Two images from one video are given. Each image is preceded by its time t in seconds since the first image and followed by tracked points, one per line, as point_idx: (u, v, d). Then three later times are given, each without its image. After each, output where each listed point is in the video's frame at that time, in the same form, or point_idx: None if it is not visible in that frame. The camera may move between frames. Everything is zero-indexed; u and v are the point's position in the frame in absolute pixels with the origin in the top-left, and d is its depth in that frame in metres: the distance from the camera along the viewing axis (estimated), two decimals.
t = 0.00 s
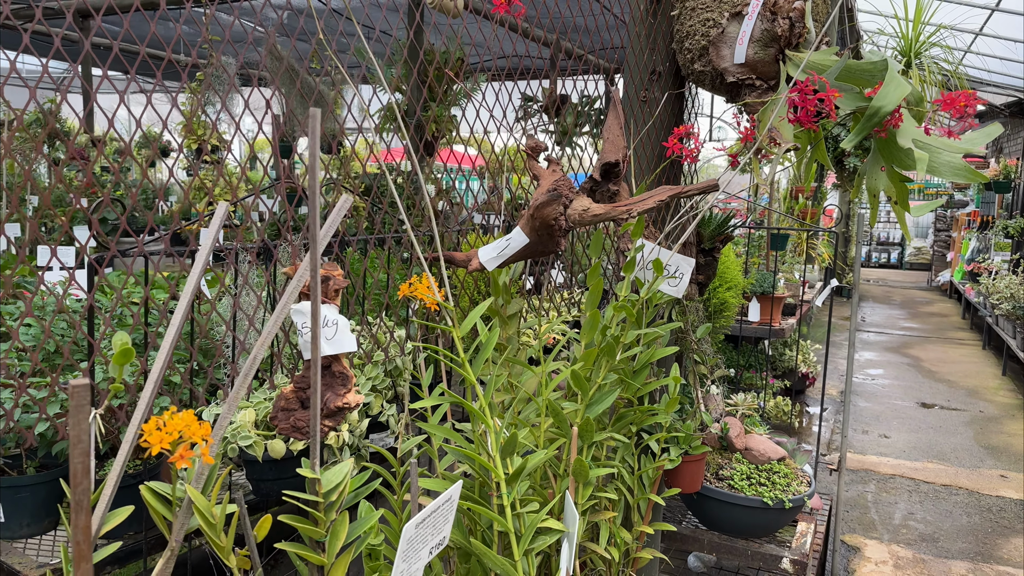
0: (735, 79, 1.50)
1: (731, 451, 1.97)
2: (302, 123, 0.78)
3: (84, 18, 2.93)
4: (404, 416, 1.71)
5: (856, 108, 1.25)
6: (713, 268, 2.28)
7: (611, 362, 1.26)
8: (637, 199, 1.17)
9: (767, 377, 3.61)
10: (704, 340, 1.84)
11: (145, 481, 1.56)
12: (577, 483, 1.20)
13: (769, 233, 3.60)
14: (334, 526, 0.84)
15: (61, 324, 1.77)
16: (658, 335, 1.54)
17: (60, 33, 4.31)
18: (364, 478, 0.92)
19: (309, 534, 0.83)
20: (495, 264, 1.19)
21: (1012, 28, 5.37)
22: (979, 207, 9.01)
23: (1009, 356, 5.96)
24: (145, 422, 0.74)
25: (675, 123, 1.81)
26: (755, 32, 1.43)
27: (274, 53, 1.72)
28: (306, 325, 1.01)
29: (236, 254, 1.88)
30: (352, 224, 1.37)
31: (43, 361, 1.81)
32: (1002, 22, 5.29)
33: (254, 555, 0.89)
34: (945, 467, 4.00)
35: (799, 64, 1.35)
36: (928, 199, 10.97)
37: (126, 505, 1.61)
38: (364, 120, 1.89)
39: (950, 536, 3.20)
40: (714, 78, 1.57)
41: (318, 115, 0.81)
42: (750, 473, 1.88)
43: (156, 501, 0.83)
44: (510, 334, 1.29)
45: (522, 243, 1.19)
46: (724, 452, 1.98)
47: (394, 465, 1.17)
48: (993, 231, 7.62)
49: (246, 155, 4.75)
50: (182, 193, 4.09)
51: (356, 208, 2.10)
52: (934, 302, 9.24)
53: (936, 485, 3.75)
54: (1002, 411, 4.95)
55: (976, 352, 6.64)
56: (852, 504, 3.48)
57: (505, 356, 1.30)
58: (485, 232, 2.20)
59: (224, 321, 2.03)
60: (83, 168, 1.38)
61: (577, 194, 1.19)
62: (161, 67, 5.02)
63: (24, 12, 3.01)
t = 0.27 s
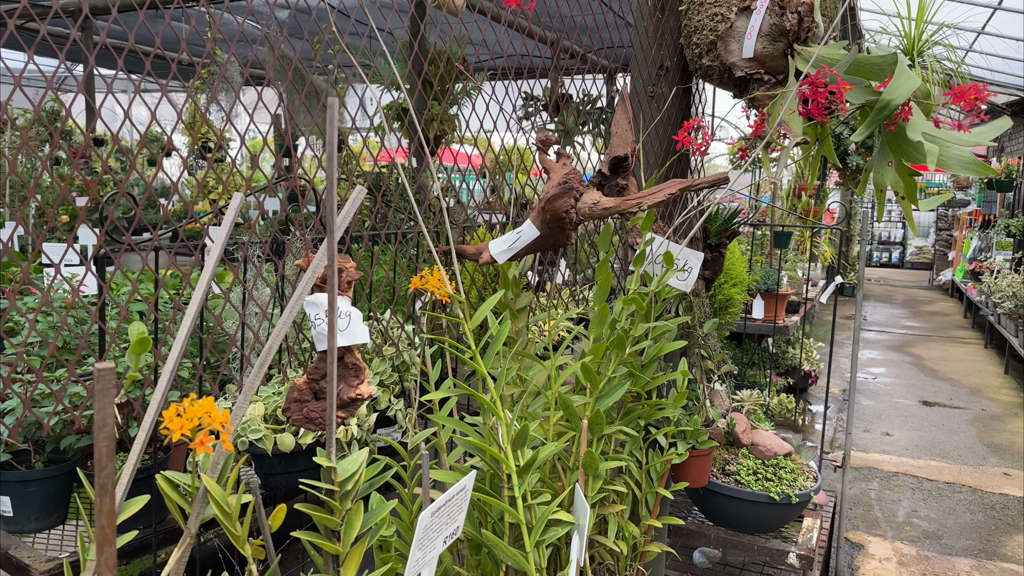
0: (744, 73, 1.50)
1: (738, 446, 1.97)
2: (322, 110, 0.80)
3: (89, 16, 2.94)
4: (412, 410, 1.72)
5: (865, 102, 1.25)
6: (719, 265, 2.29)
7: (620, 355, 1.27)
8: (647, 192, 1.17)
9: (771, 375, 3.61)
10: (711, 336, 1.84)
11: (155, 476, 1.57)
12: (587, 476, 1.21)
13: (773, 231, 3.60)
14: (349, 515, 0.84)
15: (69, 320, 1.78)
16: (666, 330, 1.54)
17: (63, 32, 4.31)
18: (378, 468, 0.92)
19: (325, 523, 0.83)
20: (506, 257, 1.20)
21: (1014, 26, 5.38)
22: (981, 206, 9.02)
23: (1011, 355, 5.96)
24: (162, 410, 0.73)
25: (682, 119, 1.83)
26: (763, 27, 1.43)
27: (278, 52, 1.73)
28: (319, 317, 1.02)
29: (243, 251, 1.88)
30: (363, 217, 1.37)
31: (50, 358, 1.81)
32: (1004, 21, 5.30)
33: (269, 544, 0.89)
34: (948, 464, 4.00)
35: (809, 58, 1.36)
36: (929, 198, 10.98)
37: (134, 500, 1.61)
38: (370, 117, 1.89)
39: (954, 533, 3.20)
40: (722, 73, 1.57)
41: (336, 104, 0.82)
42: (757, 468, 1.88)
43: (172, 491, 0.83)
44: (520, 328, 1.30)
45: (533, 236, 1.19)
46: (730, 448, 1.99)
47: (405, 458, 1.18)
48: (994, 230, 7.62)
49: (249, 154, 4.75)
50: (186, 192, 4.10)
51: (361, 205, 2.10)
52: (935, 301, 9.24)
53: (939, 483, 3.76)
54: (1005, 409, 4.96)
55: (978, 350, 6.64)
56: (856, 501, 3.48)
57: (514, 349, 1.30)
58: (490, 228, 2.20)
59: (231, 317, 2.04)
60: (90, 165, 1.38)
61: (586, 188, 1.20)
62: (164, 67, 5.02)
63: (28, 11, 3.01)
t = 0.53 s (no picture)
0: (752, 69, 1.50)
1: (744, 444, 1.97)
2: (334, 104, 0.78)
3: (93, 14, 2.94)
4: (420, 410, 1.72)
5: (876, 95, 1.24)
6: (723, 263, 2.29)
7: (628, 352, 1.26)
8: (656, 187, 1.18)
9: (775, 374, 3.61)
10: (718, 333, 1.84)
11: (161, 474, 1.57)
12: (596, 473, 1.20)
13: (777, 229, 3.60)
14: (360, 511, 0.83)
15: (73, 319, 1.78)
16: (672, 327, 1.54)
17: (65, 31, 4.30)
18: (388, 464, 0.92)
19: (335, 519, 0.82)
20: (514, 252, 1.20)
21: (1018, 25, 5.37)
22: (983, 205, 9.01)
23: (1014, 354, 5.95)
24: (169, 405, 0.71)
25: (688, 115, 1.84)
26: (772, 22, 1.43)
27: (281, 51, 1.73)
28: (328, 312, 1.02)
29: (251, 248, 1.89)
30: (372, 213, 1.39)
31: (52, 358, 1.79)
32: (1008, 19, 5.29)
33: (278, 541, 0.88)
34: (951, 463, 4.00)
35: (819, 53, 1.35)
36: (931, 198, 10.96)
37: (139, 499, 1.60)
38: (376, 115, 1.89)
39: (958, 532, 3.19)
40: (729, 68, 1.57)
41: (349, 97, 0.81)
42: (763, 466, 1.88)
43: (181, 486, 0.83)
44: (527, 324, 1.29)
45: (542, 232, 1.19)
46: (736, 446, 1.98)
47: (412, 455, 1.17)
48: (996, 230, 7.62)
49: (252, 153, 4.76)
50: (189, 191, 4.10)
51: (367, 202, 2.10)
52: (937, 300, 9.24)
53: (943, 482, 3.75)
54: (1008, 408, 4.95)
55: (980, 350, 6.64)
56: (860, 500, 3.47)
57: (522, 345, 1.30)
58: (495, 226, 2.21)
59: (236, 315, 2.03)
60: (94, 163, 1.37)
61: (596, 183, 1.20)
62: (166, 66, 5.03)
63: (31, 10, 3.01)
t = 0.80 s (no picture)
0: (765, 64, 1.49)
1: (755, 444, 1.95)
2: (350, 97, 0.77)
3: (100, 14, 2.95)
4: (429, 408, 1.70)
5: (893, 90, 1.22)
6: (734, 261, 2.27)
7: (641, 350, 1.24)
8: (670, 183, 1.15)
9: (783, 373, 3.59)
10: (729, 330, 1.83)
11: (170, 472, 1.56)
12: (609, 472, 1.18)
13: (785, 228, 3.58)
14: (373, 510, 0.82)
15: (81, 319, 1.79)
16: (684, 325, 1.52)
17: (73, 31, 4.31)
18: (401, 461, 0.90)
19: (348, 517, 0.81)
20: (526, 248, 1.19)
21: None
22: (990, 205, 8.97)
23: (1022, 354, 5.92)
24: (179, 401, 0.70)
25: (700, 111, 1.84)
26: (786, 16, 1.42)
27: (287, 49, 1.73)
28: (341, 308, 1.02)
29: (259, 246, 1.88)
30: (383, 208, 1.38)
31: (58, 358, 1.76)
32: (1017, 17, 5.26)
33: (290, 540, 0.87)
34: (960, 464, 3.97)
35: (834, 48, 1.33)
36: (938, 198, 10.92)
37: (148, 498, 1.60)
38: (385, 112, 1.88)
39: (968, 533, 3.17)
40: (743, 64, 1.57)
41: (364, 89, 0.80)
42: (775, 466, 1.86)
43: (192, 484, 0.81)
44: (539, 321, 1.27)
45: (555, 228, 1.19)
46: (747, 446, 1.97)
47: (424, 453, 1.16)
48: (1005, 229, 7.58)
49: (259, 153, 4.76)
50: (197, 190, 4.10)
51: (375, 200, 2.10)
52: (944, 300, 9.20)
53: (952, 482, 3.72)
54: (1017, 409, 4.92)
55: (989, 350, 6.60)
56: (868, 501, 3.45)
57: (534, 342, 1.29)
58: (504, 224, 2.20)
59: (245, 313, 2.03)
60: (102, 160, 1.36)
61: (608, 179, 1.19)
62: (173, 67, 5.04)
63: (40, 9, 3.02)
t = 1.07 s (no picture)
0: (784, 60, 1.46)
1: (771, 447, 1.92)
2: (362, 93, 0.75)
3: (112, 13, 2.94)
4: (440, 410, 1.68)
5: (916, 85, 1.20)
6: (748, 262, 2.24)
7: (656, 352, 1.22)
8: (687, 180, 1.13)
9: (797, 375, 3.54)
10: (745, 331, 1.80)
11: (178, 474, 1.55)
12: (623, 477, 1.16)
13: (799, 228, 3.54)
14: (383, 515, 0.80)
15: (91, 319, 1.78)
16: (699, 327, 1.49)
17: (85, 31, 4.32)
18: (412, 465, 0.88)
19: (358, 523, 0.79)
20: (539, 248, 1.17)
21: None
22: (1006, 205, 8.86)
23: None
24: (186, 402, 0.69)
25: (715, 109, 1.82)
26: (805, 11, 1.39)
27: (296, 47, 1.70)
28: (350, 308, 1.00)
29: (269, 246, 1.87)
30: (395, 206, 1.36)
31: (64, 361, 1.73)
32: None
33: (298, 545, 0.85)
34: (977, 467, 3.91)
35: (856, 44, 1.33)
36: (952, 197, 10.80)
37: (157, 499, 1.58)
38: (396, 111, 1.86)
39: (986, 538, 3.12)
40: (760, 60, 1.54)
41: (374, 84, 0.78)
42: (791, 470, 1.83)
43: (198, 488, 0.80)
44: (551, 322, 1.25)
45: (568, 226, 1.17)
46: (763, 449, 1.94)
47: (434, 457, 1.14)
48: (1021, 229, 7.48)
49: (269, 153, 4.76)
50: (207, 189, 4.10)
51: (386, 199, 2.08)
52: (959, 301, 9.10)
53: (969, 486, 3.67)
54: None
55: (1005, 351, 6.52)
56: (884, 504, 3.41)
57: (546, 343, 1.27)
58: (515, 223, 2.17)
59: (255, 313, 2.02)
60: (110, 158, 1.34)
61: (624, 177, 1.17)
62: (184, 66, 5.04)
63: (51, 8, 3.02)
